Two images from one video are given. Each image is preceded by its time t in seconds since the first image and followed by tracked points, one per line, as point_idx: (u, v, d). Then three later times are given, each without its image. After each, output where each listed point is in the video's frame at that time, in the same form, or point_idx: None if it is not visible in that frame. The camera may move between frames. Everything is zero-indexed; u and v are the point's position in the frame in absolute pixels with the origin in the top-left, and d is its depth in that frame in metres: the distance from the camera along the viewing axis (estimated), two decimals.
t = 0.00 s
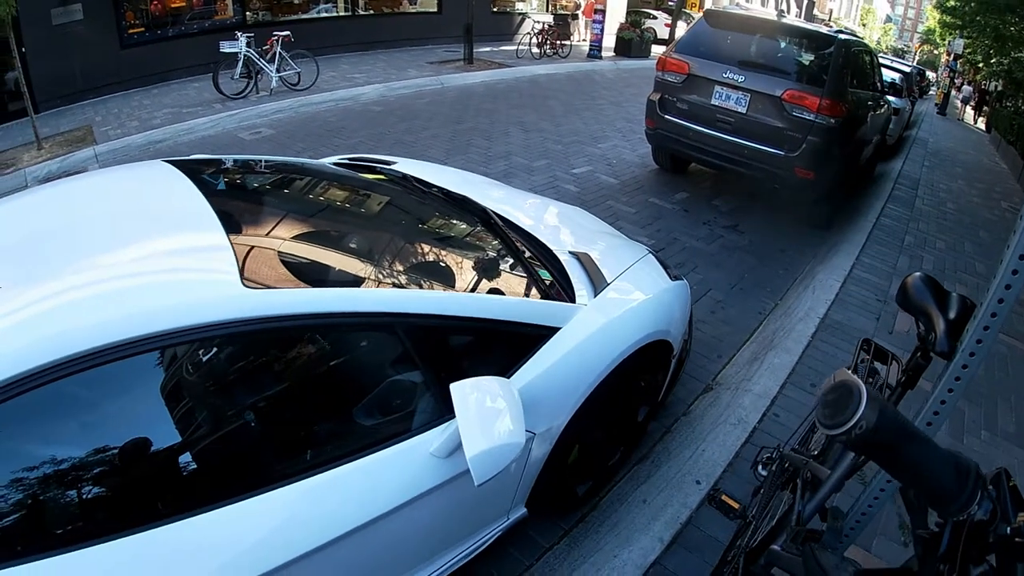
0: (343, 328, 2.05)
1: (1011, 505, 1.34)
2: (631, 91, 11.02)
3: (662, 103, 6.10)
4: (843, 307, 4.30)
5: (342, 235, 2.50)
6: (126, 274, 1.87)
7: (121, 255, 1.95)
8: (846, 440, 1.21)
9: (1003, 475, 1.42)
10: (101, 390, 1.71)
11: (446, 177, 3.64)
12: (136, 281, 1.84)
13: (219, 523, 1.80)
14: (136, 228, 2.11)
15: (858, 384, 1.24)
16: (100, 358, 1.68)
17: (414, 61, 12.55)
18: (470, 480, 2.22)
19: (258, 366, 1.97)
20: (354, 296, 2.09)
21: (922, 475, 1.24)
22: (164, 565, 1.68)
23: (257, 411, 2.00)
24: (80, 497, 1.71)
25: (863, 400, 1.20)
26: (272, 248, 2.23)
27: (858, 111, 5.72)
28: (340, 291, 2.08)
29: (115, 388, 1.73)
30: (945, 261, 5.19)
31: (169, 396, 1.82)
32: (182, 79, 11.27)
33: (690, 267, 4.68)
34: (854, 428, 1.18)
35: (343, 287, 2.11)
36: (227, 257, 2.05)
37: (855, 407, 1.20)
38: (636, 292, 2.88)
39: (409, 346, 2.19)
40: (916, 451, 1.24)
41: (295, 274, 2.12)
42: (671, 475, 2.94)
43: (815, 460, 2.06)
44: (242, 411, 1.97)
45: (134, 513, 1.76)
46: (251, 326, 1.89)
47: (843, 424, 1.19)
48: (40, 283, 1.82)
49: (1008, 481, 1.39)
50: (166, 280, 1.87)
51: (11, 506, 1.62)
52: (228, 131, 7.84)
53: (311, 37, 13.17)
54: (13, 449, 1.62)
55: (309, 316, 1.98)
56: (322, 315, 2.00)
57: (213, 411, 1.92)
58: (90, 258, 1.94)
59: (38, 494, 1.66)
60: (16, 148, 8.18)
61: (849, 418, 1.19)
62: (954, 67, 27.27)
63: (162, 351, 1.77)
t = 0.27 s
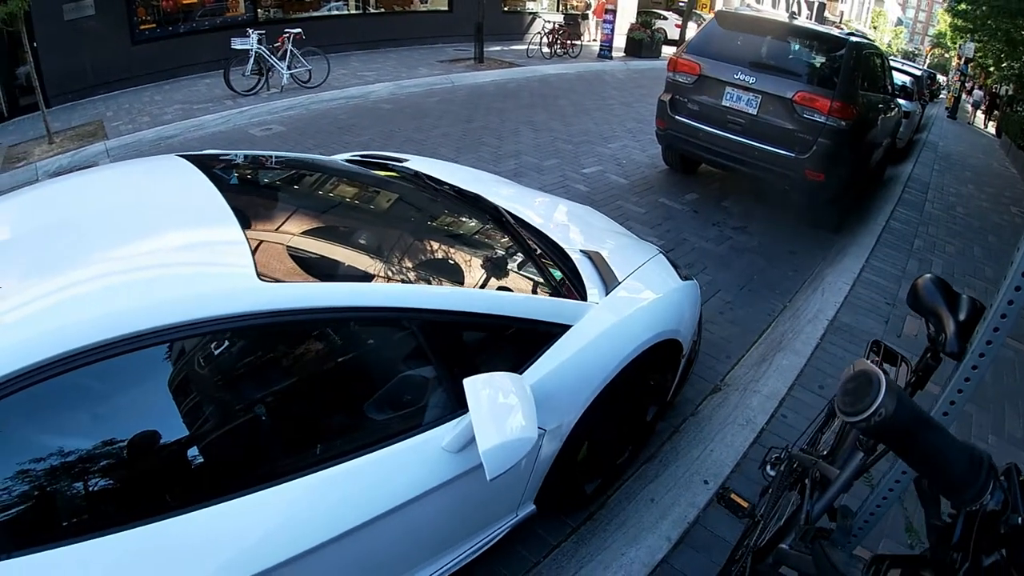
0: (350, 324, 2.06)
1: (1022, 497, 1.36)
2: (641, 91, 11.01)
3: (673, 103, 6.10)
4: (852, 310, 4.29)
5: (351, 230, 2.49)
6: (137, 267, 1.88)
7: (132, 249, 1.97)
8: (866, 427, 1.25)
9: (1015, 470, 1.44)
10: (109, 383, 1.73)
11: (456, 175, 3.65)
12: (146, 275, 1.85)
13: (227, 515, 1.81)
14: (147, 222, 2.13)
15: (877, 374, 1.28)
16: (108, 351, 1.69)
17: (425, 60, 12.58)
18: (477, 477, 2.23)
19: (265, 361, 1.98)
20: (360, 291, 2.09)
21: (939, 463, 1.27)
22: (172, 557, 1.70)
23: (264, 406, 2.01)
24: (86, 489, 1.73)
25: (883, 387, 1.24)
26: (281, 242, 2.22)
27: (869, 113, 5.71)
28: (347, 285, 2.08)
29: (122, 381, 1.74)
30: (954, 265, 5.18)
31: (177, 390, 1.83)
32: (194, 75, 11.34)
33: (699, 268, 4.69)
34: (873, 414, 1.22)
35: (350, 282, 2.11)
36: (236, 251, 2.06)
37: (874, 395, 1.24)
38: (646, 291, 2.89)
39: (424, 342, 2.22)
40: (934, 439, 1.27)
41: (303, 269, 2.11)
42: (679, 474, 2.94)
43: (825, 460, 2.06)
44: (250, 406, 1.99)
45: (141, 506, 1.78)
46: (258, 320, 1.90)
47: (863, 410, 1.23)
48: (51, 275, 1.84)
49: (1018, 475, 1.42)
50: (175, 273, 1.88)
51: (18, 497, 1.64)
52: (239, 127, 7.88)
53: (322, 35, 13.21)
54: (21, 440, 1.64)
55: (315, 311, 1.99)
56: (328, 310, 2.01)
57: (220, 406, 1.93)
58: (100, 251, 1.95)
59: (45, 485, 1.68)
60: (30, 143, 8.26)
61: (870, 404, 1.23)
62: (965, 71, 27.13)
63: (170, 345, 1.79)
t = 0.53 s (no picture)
0: (357, 319, 2.08)
1: None
2: (652, 92, 11.00)
3: (684, 104, 6.10)
4: (861, 312, 4.29)
5: (361, 226, 2.49)
6: (147, 260, 1.91)
7: (142, 243, 1.99)
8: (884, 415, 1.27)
9: None
10: (119, 375, 1.75)
11: (468, 172, 3.66)
12: (155, 268, 1.87)
13: (237, 507, 1.84)
14: (158, 216, 2.15)
15: (896, 365, 1.31)
16: (116, 344, 1.71)
17: (435, 58, 12.60)
18: (484, 474, 2.24)
19: (273, 356, 2.00)
20: (368, 285, 2.10)
21: (955, 454, 1.28)
22: (182, 546, 1.72)
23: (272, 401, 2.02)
24: (93, 481, 1.75)
25: (901, 376, 1.27)
26: (290, 237, 2.22)
27: (880, 116, 5.70)
28: (355, 280, 2.10)
29: (131, 373, 1.77)
30: (964, 269, 5.16)
31: (185, 383, 1.85)
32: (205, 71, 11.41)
33: (709, 269, 4.70)
34: (893, 402, 1.24)
35: (359, 276, 2.13)
36: (245, 244, 2.08)
37: (894, 384, 1.27)
38: (657, 290, 2.89)
39: (437, 337, 2.25)
40: (950, 429, 1.29)
41: (312, 263, 2.12)
42: (687, 473, 2.96)
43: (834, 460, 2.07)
44: (259, 400, 2.00)
45: (149, 498, 1.79)
46: (265, 313, 1.92)
47: (881, 398, 1.25)
48: (61, 267, 1.86)
49: None
50: (184, 267, 1.90)
51: (26, 489, 1.65)
52: (250, 123, 7.92)
53: (333, 33, 13.25)
54: (29, 432, 1.66)
55: (323, 304, 2.00)
56: (337, 305, 2.02)
57: (229, 400, 1.95)
58: (111, 245, 1.97)
59: (52, 477, 1.69)
60: (43, 137, 8.34)
61: (888, 393, 1.26)
62: (976, 75, 26.99)
63: (178, 338, 1.81)
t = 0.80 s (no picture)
0: (361, 316, 2.09)
1: None
2: (657, 92, 11.00)
3: (690, 104, 6.10)
4: (866, 313, 4.29)
5: (365, 224, 2.49)
6: (152, 257, 1.91)
7: (147, 240, 1.99)
8: (894, 408, 1.33)
9: None
10: (123, 371, 1.76)
11: (474, 171, 3.66)
12: (160, 265, 1.88)
13: (240, 504, 1.84)
14: (163, 213, 2.16)
15: (908, 362, 1.37)
16: (120, 340, 1.72)
17: (441, 57, 12.61)
18: (488, 472, 2.25)
19: (277, 353, 2.00)
20: (372, 282, 2.11)
21: (963, 448, 1.32)
22: (187, 542, 1.73)
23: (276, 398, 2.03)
24: (96, 478, 1.75)
25: (911, 370, 1.33)
26: (294, 234, 2.22)
27: (886, 117, 5.69)
28: (359, 276, 2.10)
29: (135, 369, 1.77)
30: (968, 271, 5.15)
31: (189, 380, 1.86)
32: (211, 69, 11.45)
33: (713, 269, 4.70)
34: (901, 395, 1.31)
35: (363, 273, 2.13)
36: (250, 240, 2.08)
37: (903, 378, 1.33)
38: (662, 290, 2.90)
39: (443, 335, 2.26)
40: (959, 424, 1.33)
41: (317, 260, 2.13)
42: (691, 473, 2.96)
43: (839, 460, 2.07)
44: (264, 397, 2.01)
45: (152, 494, 1.80)
46: (269, 310, 1.92)
47: (890, 391, 1.32)
48: (66, 263, 1.87)
49: None
50: (188, 263, 1.91)
51: (29, 484, 1.66)
52: (255, 121, 7.94)
53: (339, 31, 13.27)
54: (34, 427, 1.67)
55: (328, 301, 2.01)
56: (342, 302, 2.03)
57: (232, 397, 1.95)
58: (116, 241, 1.98)
59: (56, 472, 1.70)
60: (49, 134, 8.38)
61: (897, 386, 1.32)
62: (982, 76, 26.91)
63: (182, 335, 1.81)
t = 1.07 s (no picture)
0: (369, 312, 2.10)
1: None
2: (667, 92, 10.99)
3: (700, 104, 6.10)
4: (875, 315, 4.28)
5: (375, 219, 2.50)
6: (161, 250, 1.93)
7: (159, 233, 2.01)
8: (912, 397, 1.33)
9: None
10: (132, 363, 1.77)
11: (485, 169, 3.67)
12: (169, 258, 1.89)
13: (249, 497, 1.86)
14: (176, 207, 2.17)
15: (925, 351, 1.38)
16: (130, 333, 1.73)
17: (450, 55, 12.62)
18: (494, 469, 2.26)
19: (285, 348, 2.02)
20: (380, 276, 2.11)
21: (978, 437, 1.32)
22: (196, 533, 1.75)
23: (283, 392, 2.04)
24: (103, 469, 1.77)
25: (930, 361, 1.34)
26: (304, 228, 2.23)
27: (897, 119, 5.68)
28: (367, 271, 2.11)
29: (144, 362, 1.79)
30: (978, 275, 5.13)
31: (197, 374, 1.87)
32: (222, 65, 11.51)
33: (722, 270, 4.70)
34: (920, 383, 1.32)
35: (372, 267, 2.14)
36: (259, 234, 2.09)
37: (922, 367, 1.34)
38: (671, 288, 2.90)
39: (454, 330, 2.27)
40: (976, 413, 1.32)
41: (327, 254, 2.13)
42: (699, 472, 2.98)
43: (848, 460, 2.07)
44: (272, 391, 2.03)
45: (160, 486, 1.82)
46: (277, 303, 1.93)
47: (910, 380, 1.32)
48: (77, 255, 1.89)
49: None
50: (197, 257, 1.92)
51: (36, 476, 1.67)
52: (266, 117, 7.97)
53: (350, 29, 13.30)
54: (42, 418, 1.67)
55: (335, 296, 2.02)
56: (350, 295, 2.04)
57: (240, 391, 1.97)
58: (129, 234, 2.00)
59: (63, 464, 1.71)
60: (61, 128, 8.45)
61: (916, 375, 1.33)
62: (993, 79, 26.76)
63: (190, 328, 1.83)
